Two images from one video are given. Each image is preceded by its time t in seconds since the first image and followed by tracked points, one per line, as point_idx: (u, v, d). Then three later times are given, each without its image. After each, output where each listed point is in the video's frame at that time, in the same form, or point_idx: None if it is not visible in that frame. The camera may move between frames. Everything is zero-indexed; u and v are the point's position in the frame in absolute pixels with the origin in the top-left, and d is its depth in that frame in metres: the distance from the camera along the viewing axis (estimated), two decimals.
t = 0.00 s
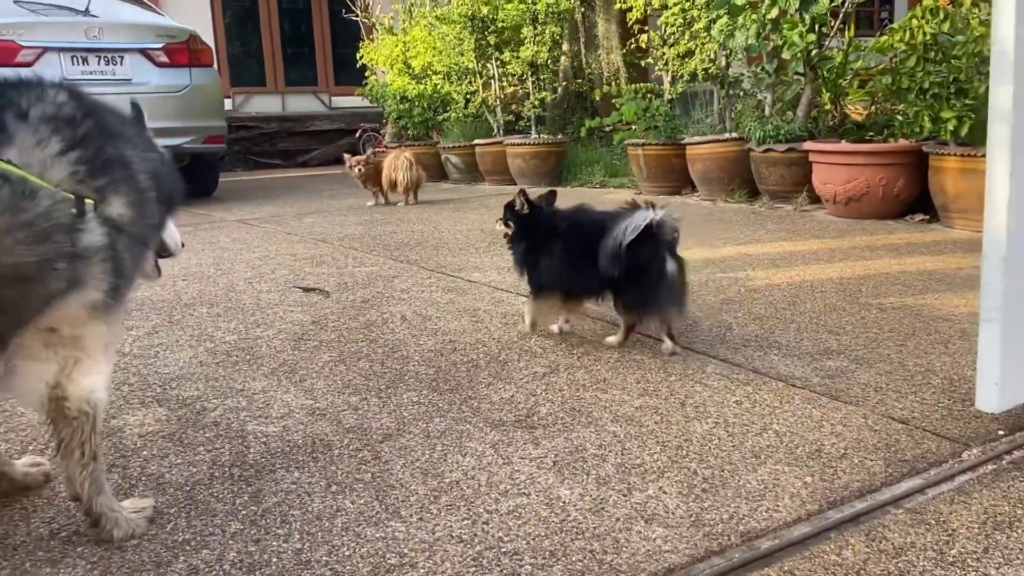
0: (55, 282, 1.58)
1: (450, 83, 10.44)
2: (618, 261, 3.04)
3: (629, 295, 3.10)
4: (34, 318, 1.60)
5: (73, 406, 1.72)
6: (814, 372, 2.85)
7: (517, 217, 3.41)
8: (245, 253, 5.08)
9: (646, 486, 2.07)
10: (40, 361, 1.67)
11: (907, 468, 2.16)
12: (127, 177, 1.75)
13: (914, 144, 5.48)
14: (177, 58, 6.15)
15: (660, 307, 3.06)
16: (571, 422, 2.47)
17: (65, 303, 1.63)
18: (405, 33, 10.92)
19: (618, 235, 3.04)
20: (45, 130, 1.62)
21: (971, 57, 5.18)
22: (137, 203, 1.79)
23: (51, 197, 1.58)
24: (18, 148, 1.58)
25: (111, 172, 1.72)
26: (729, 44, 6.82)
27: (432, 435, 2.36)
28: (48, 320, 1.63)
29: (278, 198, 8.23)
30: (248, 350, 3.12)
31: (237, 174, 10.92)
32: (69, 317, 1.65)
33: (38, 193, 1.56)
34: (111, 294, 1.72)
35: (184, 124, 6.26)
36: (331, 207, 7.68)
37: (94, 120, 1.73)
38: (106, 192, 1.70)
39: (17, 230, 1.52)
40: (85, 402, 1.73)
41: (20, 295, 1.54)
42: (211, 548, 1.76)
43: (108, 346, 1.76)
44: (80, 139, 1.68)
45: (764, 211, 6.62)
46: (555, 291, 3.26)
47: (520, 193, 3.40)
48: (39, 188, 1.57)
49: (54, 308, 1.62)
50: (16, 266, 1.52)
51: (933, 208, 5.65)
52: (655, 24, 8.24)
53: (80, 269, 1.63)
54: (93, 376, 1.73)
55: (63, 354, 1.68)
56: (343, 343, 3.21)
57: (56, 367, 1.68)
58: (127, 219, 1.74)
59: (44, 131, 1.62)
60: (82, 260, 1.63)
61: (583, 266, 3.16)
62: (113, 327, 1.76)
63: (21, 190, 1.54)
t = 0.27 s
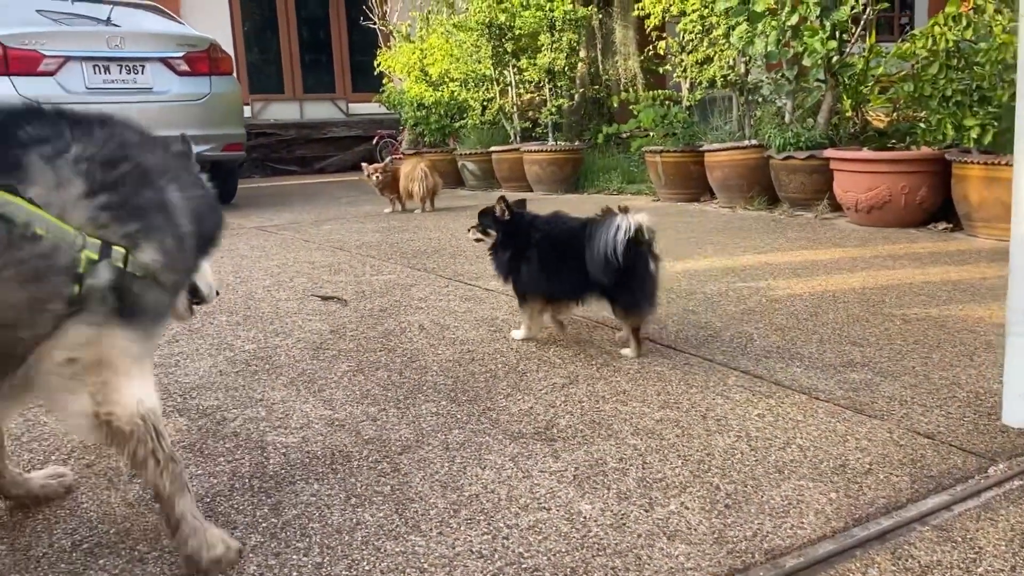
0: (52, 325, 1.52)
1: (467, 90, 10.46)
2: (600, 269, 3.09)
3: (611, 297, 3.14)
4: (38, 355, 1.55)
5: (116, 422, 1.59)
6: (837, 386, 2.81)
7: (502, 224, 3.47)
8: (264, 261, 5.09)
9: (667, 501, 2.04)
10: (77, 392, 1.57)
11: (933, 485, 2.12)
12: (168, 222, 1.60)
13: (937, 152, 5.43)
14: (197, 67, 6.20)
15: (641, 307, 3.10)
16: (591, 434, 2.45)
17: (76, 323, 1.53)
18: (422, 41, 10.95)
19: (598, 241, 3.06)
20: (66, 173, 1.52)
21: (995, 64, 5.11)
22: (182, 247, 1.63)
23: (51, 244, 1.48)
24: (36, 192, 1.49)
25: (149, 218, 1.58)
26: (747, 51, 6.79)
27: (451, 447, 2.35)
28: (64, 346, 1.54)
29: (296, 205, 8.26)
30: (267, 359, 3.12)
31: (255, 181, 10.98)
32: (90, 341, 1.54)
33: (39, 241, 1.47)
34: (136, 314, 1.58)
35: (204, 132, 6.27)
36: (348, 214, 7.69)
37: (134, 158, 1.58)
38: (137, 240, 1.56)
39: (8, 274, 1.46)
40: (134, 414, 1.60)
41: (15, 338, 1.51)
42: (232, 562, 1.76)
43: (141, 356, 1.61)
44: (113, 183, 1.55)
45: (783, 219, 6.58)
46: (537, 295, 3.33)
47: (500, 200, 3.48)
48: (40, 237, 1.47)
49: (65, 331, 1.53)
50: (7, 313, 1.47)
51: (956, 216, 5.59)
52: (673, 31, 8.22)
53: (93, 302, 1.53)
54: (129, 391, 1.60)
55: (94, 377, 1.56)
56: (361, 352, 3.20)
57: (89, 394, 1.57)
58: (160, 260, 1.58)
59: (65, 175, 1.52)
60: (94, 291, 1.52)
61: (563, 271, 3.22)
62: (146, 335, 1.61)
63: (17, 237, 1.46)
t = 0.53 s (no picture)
0: (61, 336, 1.41)
1: (484, 95, 10.47)
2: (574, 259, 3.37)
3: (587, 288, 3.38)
4: (46, 369, 1.44)
5: (120, 474, 1.54)
6: (858, 393, 2.77)
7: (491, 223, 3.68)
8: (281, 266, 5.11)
9: (685, 509, 2.02)
10: (81, 432, 1.52)
11: (957, 494, 2.08)
12: (211, 237, 1.55)
13: (959, 157, 5.37)
14: (214, 73, 6.23)
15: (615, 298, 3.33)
16: (608, 441, 2.43)
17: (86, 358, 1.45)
18: (439, 47, 10.99)
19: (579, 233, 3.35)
20: (112, 172, 1.49)
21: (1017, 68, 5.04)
22: (222, 270, 1.57)
23: (69, 244, 1.41)
24: (80, 188, 1.46)
25: (190, 228, 1.53)
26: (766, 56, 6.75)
27: (466, 453, 2.33)
28: (69, 381, 1.47)
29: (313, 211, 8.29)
30: (283, 364, 3.13)
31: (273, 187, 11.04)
32: (97, 380, 1.48)
33: (56, 236, 1.40)
34: (151, 361, 1.51)
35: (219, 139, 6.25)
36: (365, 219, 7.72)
37: (188, 168, 1.56)
38: (171, 256, 1.51)
39: (17, 265, 1.35)
40: (135, 471, 1.54)
41: (19, 343, 1.38)
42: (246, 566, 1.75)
43: (158, 409, 1.55)
44: (157, 189, 1.51)
45: (801, 225, 6.53)
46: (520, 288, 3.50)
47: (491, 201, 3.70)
48: (60, 234, 1.40)
49: (73, 360, 1.44)
50: (14, 313, 1.36)
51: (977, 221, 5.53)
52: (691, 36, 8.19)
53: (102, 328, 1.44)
54: (135, 445, 1.54)
55: (101, 421, 1.51)
56: (377, 357, 3.20)
57: (95, 436, 1.52)
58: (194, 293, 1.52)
59: (110, 172, 1.49)
60: (113, 321, 1.45)
61: (548, 264, 3.43)
62: (167, 390, 1.54)
63: (35, 230, 1.38)
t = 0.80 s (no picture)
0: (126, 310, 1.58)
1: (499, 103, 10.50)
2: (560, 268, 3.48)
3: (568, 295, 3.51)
4: (107, 344, 1.59)
5: (149, 458, 1.68)
6: (868, 403, 2.75)
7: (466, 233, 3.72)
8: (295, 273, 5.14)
9: (690, 519, 2.01)
10: (122, 411, 1.66)
11: (966, 505, 2.06)
12: (270, 224, 1.79)
13: (975, 165, 5.33)
14: (232, 81, 6.36)
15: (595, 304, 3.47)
16: (615, 449, 2.43)
17: (145, 338, 1.61)
18: (455, 55, 11.06)
19: (560, 242, 3.47)
20: (185, 164, 1.73)
21: None
22: (278, 252, 1.82)
23: (141, 226, 1.62)
24: (159, 176, 1.70)
25: (248, 217, 1.77)
26: (780, 64, 6.75)
27: (473, 461, 2.34)
28: (123, 361, 1.61)
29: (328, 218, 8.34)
30: (293, 371, 3.15)
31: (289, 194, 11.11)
32: (149, 364, 1.63)
33: (129, 218, 1.62)
34: (202, 350, 1.68)
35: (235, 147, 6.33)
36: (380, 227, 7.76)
37: (248, 162, 1.79)
38: (236, 242, 1.74)
39: (93, 241, 1.57)
40: (164, 458, 1.68)
41: (94, 313, 1.56)
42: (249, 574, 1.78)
43: (197, 402, 1.70)
44: (221, 180, 1.75)
45: (816, 233, 6.50)
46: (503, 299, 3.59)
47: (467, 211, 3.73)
48: (133, 217, 1.62)
49: (132, 340, 1.60)
50: (89, 283, 1.55)
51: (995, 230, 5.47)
52: (705, 44, 8.18)
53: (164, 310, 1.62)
54: (166, 432, 1.67)
55: (143, 404, 1.65)
56: (387, 364, 3.22)
57: (133, 416, 1.66)
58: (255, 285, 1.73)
59: (183, 163, 1.72)
60: (175, 306, 1.64)
61: (529, 273, 3.55)
62: (208, 382, 1.70)
63: (112, 210, 1.61)
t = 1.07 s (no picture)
0: (160, 322, 1.66)
1: (514, 115, 10.53)
2: (534, 281, 3.53)
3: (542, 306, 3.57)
4: (139, 352, 1.65)
5: (170, 459, 1.75)
6: (876, 424, 2.72)
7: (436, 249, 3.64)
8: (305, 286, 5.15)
9: (691, 544, 1.99)
10: (147, 412, 1.71)
11: (973, 532, 2.03)
12: (296, 236, 1.88)
13: (990, 180, 5.28)
14: (247, 94, 6.38)
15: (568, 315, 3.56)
16: (618, 471, 2.41)
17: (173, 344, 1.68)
18: (470, 67, 11.11)
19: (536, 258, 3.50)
20: (212, 180, 1.80)
21: None
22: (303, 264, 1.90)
23: (172, 240, 1.69)
24: (190, 190, 1.78)
25: (276, 229, 1.85)
26: (793, 78, 6.74)
27: (473, 482, 2.33)
28: (152, 364, 1.67)
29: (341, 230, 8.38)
30: (299, 387, 3.16)
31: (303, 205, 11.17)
32: (176, 368, 1.70)
33: (161, 233, 1.69)
34: (228, 356, 1.75)
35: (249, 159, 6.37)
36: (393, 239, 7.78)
37: (275, 176, 1.87)
38: (263, 253, 1.82)
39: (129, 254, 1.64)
40: (185, 460, 1.76)
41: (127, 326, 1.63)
42: None
43: (220, 405, 1.76)
44: (250, 194, 1.82)
45: (830, 246, 6.46)
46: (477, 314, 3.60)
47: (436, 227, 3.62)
48: (166, 232, 1.69)
49: (162, 346, 1.67)
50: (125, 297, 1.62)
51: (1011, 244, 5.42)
52: (719, 56, 8.18)
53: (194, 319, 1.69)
54: (188, 434, 1.74)
55: (167, 406, 1.71)
56: (393, 380, 3.22)
57: (157, 418, 1.72)
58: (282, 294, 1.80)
59: (212, 179, 1.80)
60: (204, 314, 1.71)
61: (505, 287, 3.57)
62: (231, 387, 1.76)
63: (146, 226, 1.67)
